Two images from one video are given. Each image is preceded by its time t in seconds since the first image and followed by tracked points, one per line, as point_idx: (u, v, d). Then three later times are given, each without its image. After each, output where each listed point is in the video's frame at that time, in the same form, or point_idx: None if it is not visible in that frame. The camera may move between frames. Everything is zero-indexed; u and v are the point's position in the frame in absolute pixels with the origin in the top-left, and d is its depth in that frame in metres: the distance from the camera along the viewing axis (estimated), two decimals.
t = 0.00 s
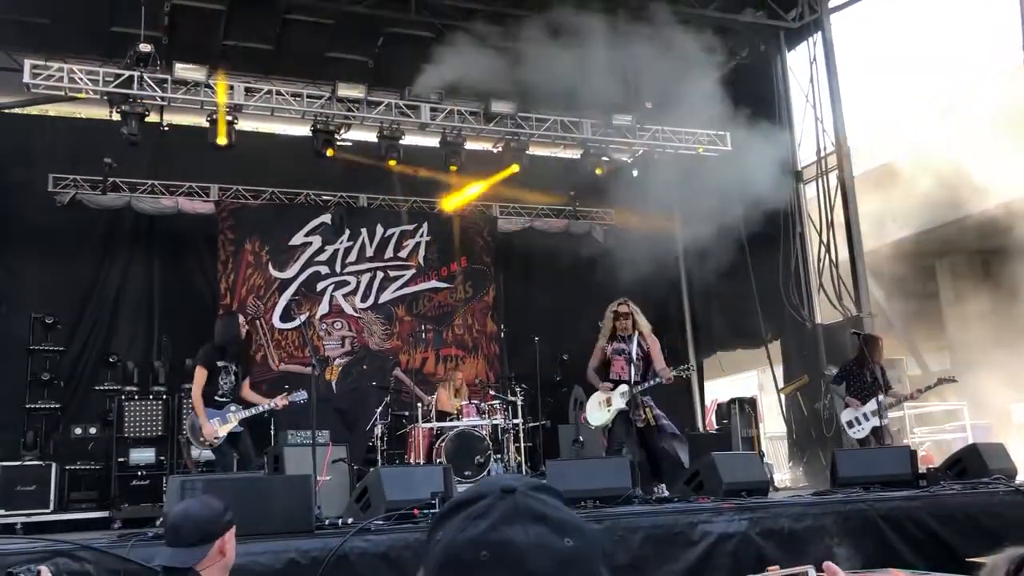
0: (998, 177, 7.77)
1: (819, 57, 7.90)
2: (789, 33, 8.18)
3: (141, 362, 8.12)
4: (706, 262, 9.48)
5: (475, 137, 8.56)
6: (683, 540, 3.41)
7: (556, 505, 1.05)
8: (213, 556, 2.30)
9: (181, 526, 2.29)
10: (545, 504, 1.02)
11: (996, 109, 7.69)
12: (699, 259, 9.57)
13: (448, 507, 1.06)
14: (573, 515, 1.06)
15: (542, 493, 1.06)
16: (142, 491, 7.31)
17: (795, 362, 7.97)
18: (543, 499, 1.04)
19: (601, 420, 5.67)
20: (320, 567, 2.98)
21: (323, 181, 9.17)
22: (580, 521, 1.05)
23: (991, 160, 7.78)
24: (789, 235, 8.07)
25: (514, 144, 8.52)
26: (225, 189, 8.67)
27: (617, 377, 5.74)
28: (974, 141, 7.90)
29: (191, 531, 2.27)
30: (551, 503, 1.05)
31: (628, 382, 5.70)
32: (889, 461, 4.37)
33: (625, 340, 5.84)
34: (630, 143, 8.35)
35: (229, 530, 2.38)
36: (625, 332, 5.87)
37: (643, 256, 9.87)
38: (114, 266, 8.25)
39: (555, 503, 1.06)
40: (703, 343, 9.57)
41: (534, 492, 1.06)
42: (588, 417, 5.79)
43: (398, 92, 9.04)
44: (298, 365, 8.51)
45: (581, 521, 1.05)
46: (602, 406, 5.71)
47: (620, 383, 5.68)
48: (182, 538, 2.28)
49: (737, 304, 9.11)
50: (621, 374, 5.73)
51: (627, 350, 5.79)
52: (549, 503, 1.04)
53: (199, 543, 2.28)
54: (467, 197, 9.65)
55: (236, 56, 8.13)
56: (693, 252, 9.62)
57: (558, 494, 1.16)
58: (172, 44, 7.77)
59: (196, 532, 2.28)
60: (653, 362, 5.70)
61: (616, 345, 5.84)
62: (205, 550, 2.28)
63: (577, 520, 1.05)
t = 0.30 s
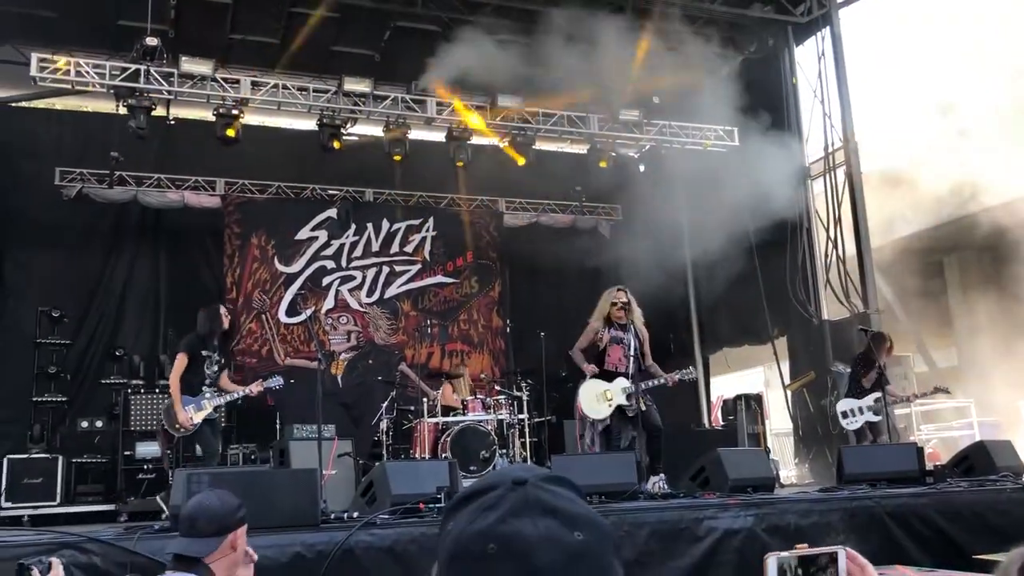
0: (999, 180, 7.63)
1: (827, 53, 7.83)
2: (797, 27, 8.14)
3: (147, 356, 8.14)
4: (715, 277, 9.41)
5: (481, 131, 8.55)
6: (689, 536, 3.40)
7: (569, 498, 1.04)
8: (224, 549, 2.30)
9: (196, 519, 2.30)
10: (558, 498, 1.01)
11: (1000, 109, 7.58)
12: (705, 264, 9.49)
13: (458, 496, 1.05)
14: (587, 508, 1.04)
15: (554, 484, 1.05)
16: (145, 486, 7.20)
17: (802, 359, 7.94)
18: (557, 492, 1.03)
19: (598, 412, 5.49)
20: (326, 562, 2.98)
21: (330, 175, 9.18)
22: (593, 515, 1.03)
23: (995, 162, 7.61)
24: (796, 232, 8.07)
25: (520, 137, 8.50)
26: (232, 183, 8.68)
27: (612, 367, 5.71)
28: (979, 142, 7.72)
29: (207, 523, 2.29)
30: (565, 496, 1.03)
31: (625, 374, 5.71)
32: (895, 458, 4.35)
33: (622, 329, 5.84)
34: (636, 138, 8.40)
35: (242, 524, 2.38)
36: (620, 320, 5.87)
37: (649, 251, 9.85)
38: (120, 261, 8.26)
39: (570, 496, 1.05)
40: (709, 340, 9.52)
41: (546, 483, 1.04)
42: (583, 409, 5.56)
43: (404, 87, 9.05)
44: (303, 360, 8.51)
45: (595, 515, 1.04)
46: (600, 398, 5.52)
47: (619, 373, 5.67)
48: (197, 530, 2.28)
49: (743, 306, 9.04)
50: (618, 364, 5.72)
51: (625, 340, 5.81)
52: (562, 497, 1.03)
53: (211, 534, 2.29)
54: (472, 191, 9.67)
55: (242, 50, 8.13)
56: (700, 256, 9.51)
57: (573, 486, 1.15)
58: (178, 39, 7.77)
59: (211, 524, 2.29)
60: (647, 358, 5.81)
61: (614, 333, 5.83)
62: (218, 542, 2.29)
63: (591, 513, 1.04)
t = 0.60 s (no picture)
0: (999, 182, 7.74)
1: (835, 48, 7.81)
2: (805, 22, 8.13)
3: (153, 351, 8.16)
4: (722, 288, 9.35)
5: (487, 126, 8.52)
6: (696, 531, 3.40)
7: (576, 491, 1.05)
8: (235, 542, 2.31)
9: (209, 511, 2.30)
10: (563, 492, 1.03)
11: (1002, 108, 7.66)
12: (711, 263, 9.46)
13: (467, 490, 1.07)
14: (594, 500, 1.05)
15: (560, 477, 1.06)
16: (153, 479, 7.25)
17: (808, 356, 7.94)
18: (563, 485, 1.05)
19: (607, 408, 5.51)
20: (333, 556, 2.99)
21: (337, 170, 9.19)
22: (600, 506, 1.05)
23: (996, 163, 7.72)
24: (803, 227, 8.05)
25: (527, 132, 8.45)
26: (238, 178, 8.70)
27: (617, 362, 5.72)
28: (980, 143, 7.82)
29: (219, 516, 2.29)
30: (571, 489, 1.05)
31: (630, 368, 5.72)
32: (902, 453, 4.34)
33: (625, 322, 5.83)
34: (642, 133, 8.37)
35: (252, 518, 2.39)
36: (622, 313, 5.83)
37: (656, 246, 9.85)
38: (125, 256, 8.27)
39: (577, 489, 1.06)
40: (715, 336, 9.51)
41: (552, 476, 1.06)
42: (593, 405, 5.58)
43: (410, 82, 9.06)
44: (309, 355, 8.51)
45: (602, 507, 1.05)
46: (610, 394, 5.52)
47: (625, 369, 5.68)
48: (209, 522, 2.29)
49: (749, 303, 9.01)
50: (623, 358, 5.72)
51: (628, 333, 5.80)
52: (569, 491, 1.04)
53: (223, 527, 2.29)
54: (478, 186, 9.68)
55: (250, 45, 8.14)
56: (708, 253, 9.43)
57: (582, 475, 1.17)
58: (185, 33, 7.78)
59: (224, 517, 2.29)
60: (650, 349, 5.81)
61: (616, 326, 5.81)
62: (230, 535, 2.30)
63: (598, 505, 1.05)
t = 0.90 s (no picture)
0: (999, 181, 7.78)
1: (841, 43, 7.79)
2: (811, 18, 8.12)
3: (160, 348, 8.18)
4: (731, 295, 9.38)
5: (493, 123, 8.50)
6: (703, 527, 3.41)
7: (589, 484, 1.15)
8: (246, 538, 2.32)
9: (223, 505, 2.31)
10: (576, 484, 1.13)
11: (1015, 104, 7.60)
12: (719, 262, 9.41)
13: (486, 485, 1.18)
14: (605, 492, 1.15)
15: (573, 472, 1.16)
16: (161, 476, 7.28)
17: (816, 354, 7.95)
18: (576, 478, 1.14)
19: (616, 408, 5.54)
20: (341, 552, 3.00)
21: (344, 168, 9.20)
22: (611, 498, 1.14)
23: (999, 163, 7.76)
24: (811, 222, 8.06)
25: (533, 129, 8.42)
26: (245, 175, 8.71)
27: (624, 358, 5.74)
28: (986, 140, 7.78)
29: (233, 511, 2.30)
30: (583, 481, 1.14)
31: (637, 364, 5.73)
32: (909, 449, 4.34)
33: (631, 318, 5.81)
34: (648, 130, 8.34)
35: (263, 515, 2.39)
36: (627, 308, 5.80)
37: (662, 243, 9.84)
38: (132, 254, 8.29)
39: (590, 483, 1.16)
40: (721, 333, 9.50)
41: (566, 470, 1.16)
42: (601, 406, 5.61)
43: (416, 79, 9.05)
44: (316, 352, 8.53)
45: (612, 499, 1.14)
46: (617, 393, 5.56)
47: (632, 365, 5.70)
48: (222, 517, 2.30)
49: (758, 299, 9.03)
50: (629, 355, 5.73)
51: (634, 329, 5.78)
52: (582, 483, 1.14)
53: (237, 522, 2.30)
54: (484, 183, 9.69)
55: (255, 42, 8.14)
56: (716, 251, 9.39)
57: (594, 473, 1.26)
58: (191, 30, 7.79)
59: (237, 512, 2.30)
60: (657, 344, 5.80)
61: (622, 323, 5.80)
62: (242, 531, 2.30)
63: (608, 497, 1.14)
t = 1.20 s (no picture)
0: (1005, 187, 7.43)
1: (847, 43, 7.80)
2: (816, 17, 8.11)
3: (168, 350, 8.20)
4: (738, 318, 9.37)
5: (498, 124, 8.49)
6: (710, 527, 3.41)
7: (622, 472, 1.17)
8: (255, 540, 2.32)
9: (233, 504, 2.32)
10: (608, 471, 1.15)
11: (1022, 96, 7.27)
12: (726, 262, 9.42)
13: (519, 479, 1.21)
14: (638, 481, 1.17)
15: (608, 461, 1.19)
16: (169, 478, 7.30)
17: (825, 355, 7.96)
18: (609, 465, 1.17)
19: (619, 410, 5.49)
20: (349, 553, 3.02)
21: (350, 170, 9.20)
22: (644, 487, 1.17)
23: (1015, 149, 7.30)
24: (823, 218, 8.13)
25: (538, 130, 8.39)
26: (251, 178, 8.76)
27: (626, 359, 5.73)
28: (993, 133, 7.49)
29: (242, 510, 2.31)
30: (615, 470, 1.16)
31: (640, 364, 5.72)
32: (917, 449, 4.33)
33: (633, 317, 5.82)
34: (653, 130, 8.34)
35: (273, 518, 2.39)
36: (631, 309, 5.84)
37: (668, 243, 9.82)
38: (140, 257, 8.32)
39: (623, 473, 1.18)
40: (727, 335, 9.48)
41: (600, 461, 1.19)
42: (603, 408, 5.57)
43: (421, 81, 9.06)
44: (323, 354, 8.53)
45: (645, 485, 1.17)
46: (619, 395, 5.51)
47: (635, 365, 5.70)
48: (232, 516, 2.31)
49: (766, 300, 9.03)
50: (632, 355, 5.73)
51: (638, 329, 5.79)
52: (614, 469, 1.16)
53: (246, 522, 2.31)
54: (490, 184, 9.69)
55: (261, 44, 8.15)
56: (723, 255, 9.40)
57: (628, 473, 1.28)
58: (197, 32, 7.82)
59: (246, 512, 2.31)
60: (660, 344, 5.81)
61: (624, 323, 5.80)
62: (251, 531, 2.31)
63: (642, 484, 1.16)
